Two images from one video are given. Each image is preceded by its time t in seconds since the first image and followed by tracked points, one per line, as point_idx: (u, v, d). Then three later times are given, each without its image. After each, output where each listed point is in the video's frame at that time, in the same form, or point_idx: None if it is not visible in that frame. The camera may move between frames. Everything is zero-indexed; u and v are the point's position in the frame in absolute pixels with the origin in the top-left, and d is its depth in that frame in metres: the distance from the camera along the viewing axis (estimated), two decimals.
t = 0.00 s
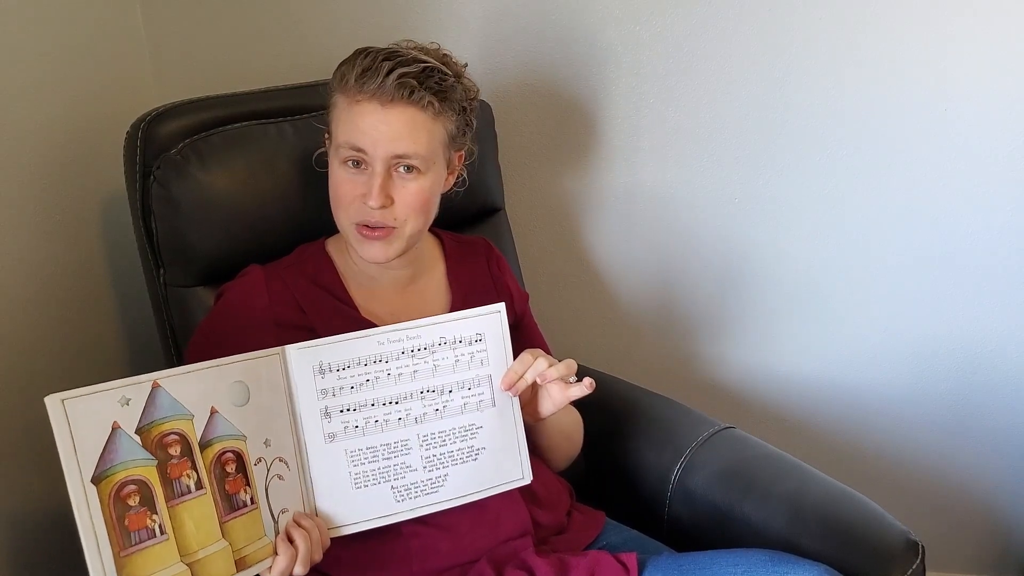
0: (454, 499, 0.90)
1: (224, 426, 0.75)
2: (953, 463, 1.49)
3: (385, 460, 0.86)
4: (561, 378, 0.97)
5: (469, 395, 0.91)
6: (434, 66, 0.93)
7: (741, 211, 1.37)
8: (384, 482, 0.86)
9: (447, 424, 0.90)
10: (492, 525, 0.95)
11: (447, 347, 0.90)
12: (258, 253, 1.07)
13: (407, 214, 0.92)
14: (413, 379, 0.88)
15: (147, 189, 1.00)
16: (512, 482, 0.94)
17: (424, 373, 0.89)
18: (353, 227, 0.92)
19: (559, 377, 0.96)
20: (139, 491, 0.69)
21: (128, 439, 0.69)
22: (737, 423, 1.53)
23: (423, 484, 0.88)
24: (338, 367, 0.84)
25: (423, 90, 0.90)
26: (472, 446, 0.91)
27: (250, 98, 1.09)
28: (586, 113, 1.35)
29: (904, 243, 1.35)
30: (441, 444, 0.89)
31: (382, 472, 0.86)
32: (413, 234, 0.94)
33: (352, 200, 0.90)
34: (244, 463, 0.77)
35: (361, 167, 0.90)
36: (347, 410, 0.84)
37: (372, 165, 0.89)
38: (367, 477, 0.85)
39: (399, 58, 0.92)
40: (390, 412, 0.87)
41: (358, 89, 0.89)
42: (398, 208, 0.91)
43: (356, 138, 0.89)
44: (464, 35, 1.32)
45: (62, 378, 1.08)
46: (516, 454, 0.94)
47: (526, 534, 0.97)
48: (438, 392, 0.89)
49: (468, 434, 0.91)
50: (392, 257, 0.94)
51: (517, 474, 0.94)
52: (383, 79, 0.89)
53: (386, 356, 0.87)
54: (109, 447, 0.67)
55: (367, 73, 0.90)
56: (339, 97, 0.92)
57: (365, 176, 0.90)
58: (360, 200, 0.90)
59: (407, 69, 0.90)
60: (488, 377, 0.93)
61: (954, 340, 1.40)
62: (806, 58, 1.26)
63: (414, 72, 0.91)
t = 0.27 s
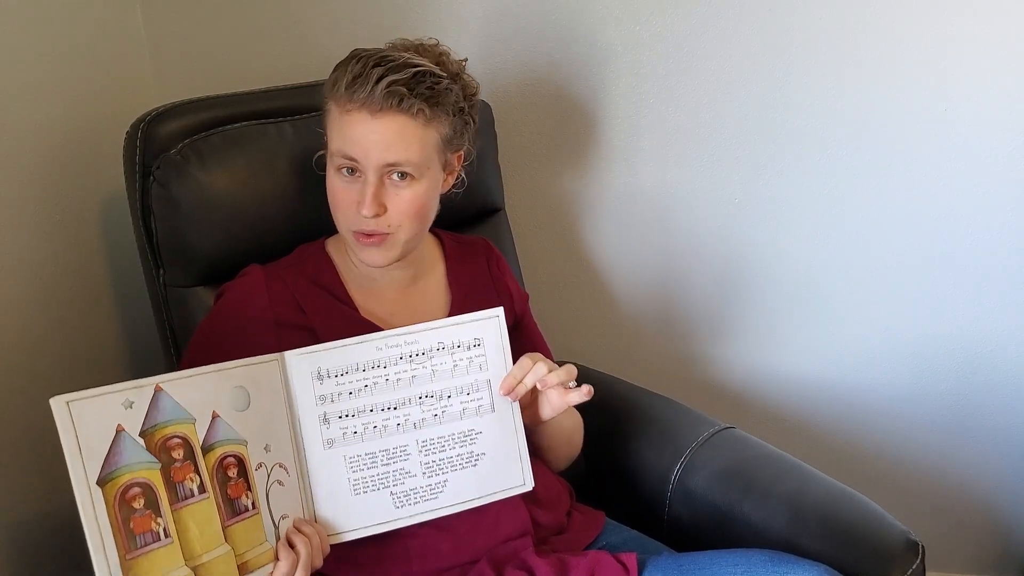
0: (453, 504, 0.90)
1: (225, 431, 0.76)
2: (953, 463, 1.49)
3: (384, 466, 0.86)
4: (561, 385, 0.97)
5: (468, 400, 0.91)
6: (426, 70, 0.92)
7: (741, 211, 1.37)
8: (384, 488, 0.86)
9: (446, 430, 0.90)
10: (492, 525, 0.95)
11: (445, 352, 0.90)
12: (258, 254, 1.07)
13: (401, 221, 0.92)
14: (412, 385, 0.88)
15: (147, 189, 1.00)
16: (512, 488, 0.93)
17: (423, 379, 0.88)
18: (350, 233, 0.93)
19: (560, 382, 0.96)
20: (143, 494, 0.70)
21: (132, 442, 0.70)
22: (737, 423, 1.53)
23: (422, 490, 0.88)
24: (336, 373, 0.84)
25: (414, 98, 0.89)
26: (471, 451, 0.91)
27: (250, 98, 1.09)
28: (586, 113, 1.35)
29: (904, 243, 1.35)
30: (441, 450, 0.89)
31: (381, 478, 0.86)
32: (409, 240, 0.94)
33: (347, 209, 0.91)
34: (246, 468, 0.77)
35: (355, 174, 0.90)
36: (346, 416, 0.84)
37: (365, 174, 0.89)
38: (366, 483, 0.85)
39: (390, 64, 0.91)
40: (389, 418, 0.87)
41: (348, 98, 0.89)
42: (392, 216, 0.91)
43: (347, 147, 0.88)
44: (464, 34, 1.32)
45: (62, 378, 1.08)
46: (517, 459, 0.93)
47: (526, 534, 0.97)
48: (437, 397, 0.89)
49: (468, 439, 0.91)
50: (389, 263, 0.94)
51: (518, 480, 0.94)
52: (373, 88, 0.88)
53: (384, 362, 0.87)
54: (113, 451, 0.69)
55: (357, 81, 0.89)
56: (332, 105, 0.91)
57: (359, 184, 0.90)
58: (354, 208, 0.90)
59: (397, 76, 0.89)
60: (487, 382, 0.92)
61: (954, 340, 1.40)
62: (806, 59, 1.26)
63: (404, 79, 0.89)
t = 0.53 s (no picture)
0: (453, 506, 0.90)
1: (222, 443, 0.76)
2: (953, 463, 1.49)
3: (382, 470, 0.86)
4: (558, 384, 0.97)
5: (464, 401, 0.91)
6: (423, 70, 0.92)
7: (741, 211, 1.37)
8: (383, 492, 0.86)
9: (443, 432, 0.90)
10: (492, 525, 0.95)
11: (439, 354, 0.90)
12: (257, 254, 1.07)
13: (400, 223, 0.92)
14: (407, 389, 0.88)
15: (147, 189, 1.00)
16: (511, 486, 0.94)
17: (418, 382, 0.88)
18: (349, 236, 0.93)
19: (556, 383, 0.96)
20: (142, 514, 0.70)
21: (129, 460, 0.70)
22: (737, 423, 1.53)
23: (421, 492, 0.88)
24: (330, 380, 0.84)
25: (411, 99, 0.89)
26: (468, 452, 0.91)
27: (250, 98, 1.09)
28: (586, 113, 1.35)
29: (904, 243, 1.35)
30: (438, 451, 0.89)
31: (380, 482, 0.86)
32: (409, 241, 0.94)
33: (345, 211, 0.91)
34: (244, 480, 0.77)
35: (354, 178, 0.90)
36: (342, 422, 0.84)
37: (363, 178, 0.89)
38: (365, 488, 0.85)
39: (387, 65, 0.90)
40: (386, 422, 0.87)
41: (346, 101, 0.89)
42: (391, 218, 0.91)
43: (345, 151, 0.88)
44: (464, 34, 1.32)
45: (62, 377, 1.08)
46: (514, 458, 0.94)
47: (526, 534, 0.97)
48: (432, 400, 0.89)
49: (465, 440, 0.91)
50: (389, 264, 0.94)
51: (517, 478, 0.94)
52: (370, 91, 0.88)
53: (379, 366, 0.86)
54: (109, 471, 0.68)
55: (354, 84, 0.89)
56: (330, 108, 0.91)
57: (357, 188, 0.90)
58: (352, 211, 0.90)
59: (394, 78, 0.89)
60: (482, 382, 0.92)
61: (954, 340, 1.40)
62: (806, 59, 1.26)
63: (401, 80, 0.89)
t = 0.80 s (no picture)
0: (455, 501, 0.90)
1: (236, 432, 0.75)
2: (952, 463, 1.49)
3: (384, 466, 0.86)
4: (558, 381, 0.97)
5: (463, 397, 0.91)
6: (421, 72, 0.92)
7: (741, 211, 1.37)
8: (384, 489, 0.86)
9: (443, 428, 0.90)
10: (492, 525, 0.95)
11: (438, 351, 0.90)
12: (257, 254, 1.07)
13: (397, 225, 0.92)
14: (407, 385, 0.88)
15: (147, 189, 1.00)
16: (514, 483, 0.93)
17: (417, 378, 0.89)
18: (347, 238, 0.93)
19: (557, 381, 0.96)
20: (162, 498, 0.67)
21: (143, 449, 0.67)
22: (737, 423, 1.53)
23: (423, 488, 0.88)
24: (330, 378, 0.85)
25: (408, 101, 0.89)
26: (470, 448, 0.91)
27: (251, 98, 1.09)
28: (586, 113, 1.35)
29: (904, 243, 1.35)
30: (439, 448, 0.89)
31: (381, 479, 0.86)
32: (407, 243, 0.94)
33: (342, 212, 0.91)
34: (259, 468, 0.76)
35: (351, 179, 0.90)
36: (342, 419, 0.84)
37: (360, 179, 0.89)
38: (367, 485, 0.85)
39: (385, 67, 0.90)
40: (387, 419, 0.87)
41: (343, 102, 0.89)
42: (388, 219, 0.91)
43: (342, 152, 0.88)
44: (464, 35, 1.32)
45: (62, 377, 1.08)
46: (516, 454, 0.93)
47: (526, 534, 0.97)
48: (432, 396, 0.89)
49: (466, 436, 0.91)
50: (387, 266, 0.94)
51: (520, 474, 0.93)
52: (367, 92, 0.88)
53: (379, 364, 0.87)
54: (126, 458, 0.66)
55: (352, 86, 0.89)
56: (328, 109, 0.92)
57: (354, 189, 0.90)
58: (349, 212, 0.90)
59: (392, 79, 0.89)
60: (482, 378, 0.92)
61: (954, 340, 1.40)
62: (805, 59, 1.26)
63: (399, 82, 0.89)
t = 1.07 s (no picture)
0: (458, 475, 0.88)
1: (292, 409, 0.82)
2: (952, 463, 1.49)
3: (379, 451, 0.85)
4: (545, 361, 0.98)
5: (445, 375, 0.91)
6: (405, 70, 0.91)
7: (741, 211, 1.37)
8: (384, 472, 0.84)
9: (431, 408, 0.89)
10: (492, 525, 0.95)
11: (414, 335, 0.91)
12: (257, 254, 1.07)
13: (385, 223, 0.92)
14: (388, 372, 0.88)
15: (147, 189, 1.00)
16: (509, 448, 0.92)
17: (398, 365, 0.88)
18: (339, 238, 0.94)
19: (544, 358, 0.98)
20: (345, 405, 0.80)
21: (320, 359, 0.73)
22: (737, 423, 1.53)
23: (423, 467, 0.86)
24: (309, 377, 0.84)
25: (389, 99, 0.88)
26: (460, 422, 0.90)
27: (251, 98, 1.09)
28: (585, 113, 1.35)
29: (904, 243, 1.35)
30: (431, 426, 0.88)
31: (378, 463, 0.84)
32: (398, 241, 0.94)
33: (331, 212, 0.92)
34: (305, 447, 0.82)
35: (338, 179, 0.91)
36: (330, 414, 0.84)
37: (345, 178, 0.90)
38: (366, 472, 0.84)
39: (367, 66, 0.90)
40: (373, 407, 0.86)
41: (325, 103, 0.89)
42: (375, 218, 0.91)
43: (326, 153, 0.89)
44: (463, 34, 1.32)
45: (62, 377, 1.08)
46: (508, 422, 0.93)
47: (526, 534, 0.96)
48: (415, 378, 0.89)
49: (454, 412, 0.90)
50: (379, 265, 0.94)
51: (516, 439, 0.93)
52: (347, 92, 0.88)
53: (358, 357, 0.87)
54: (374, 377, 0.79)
55: (334, 86, 0.90)
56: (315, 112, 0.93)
57: (340, 189, 0.90)
58: (336, 211, 0.91)
59: (372, 78, 0.88)
60: (460, 355, 0.93)
61: (954, 340, 1.40)
62: (805, 59, 1.26)
63: (380, 80, 0.89)
